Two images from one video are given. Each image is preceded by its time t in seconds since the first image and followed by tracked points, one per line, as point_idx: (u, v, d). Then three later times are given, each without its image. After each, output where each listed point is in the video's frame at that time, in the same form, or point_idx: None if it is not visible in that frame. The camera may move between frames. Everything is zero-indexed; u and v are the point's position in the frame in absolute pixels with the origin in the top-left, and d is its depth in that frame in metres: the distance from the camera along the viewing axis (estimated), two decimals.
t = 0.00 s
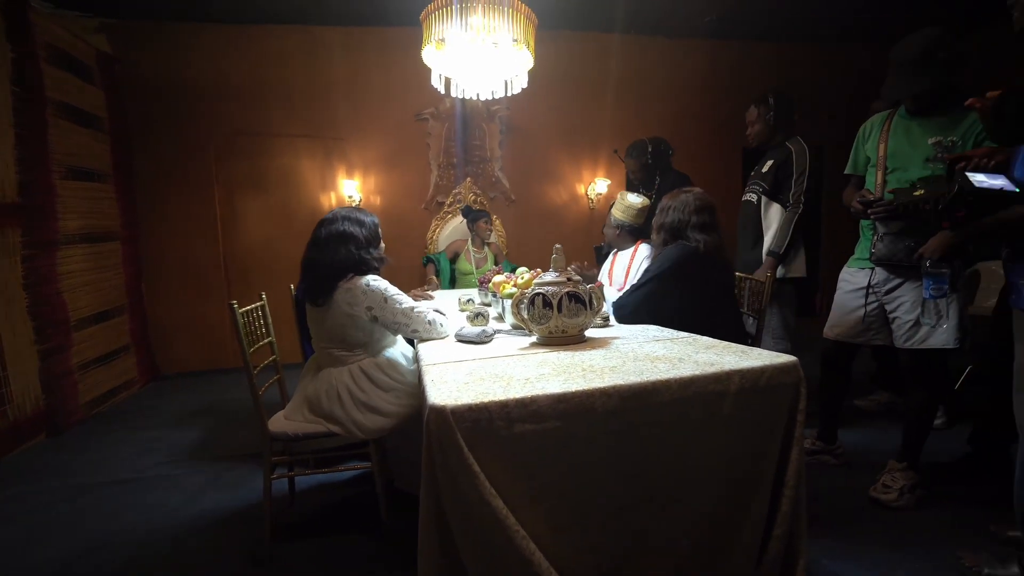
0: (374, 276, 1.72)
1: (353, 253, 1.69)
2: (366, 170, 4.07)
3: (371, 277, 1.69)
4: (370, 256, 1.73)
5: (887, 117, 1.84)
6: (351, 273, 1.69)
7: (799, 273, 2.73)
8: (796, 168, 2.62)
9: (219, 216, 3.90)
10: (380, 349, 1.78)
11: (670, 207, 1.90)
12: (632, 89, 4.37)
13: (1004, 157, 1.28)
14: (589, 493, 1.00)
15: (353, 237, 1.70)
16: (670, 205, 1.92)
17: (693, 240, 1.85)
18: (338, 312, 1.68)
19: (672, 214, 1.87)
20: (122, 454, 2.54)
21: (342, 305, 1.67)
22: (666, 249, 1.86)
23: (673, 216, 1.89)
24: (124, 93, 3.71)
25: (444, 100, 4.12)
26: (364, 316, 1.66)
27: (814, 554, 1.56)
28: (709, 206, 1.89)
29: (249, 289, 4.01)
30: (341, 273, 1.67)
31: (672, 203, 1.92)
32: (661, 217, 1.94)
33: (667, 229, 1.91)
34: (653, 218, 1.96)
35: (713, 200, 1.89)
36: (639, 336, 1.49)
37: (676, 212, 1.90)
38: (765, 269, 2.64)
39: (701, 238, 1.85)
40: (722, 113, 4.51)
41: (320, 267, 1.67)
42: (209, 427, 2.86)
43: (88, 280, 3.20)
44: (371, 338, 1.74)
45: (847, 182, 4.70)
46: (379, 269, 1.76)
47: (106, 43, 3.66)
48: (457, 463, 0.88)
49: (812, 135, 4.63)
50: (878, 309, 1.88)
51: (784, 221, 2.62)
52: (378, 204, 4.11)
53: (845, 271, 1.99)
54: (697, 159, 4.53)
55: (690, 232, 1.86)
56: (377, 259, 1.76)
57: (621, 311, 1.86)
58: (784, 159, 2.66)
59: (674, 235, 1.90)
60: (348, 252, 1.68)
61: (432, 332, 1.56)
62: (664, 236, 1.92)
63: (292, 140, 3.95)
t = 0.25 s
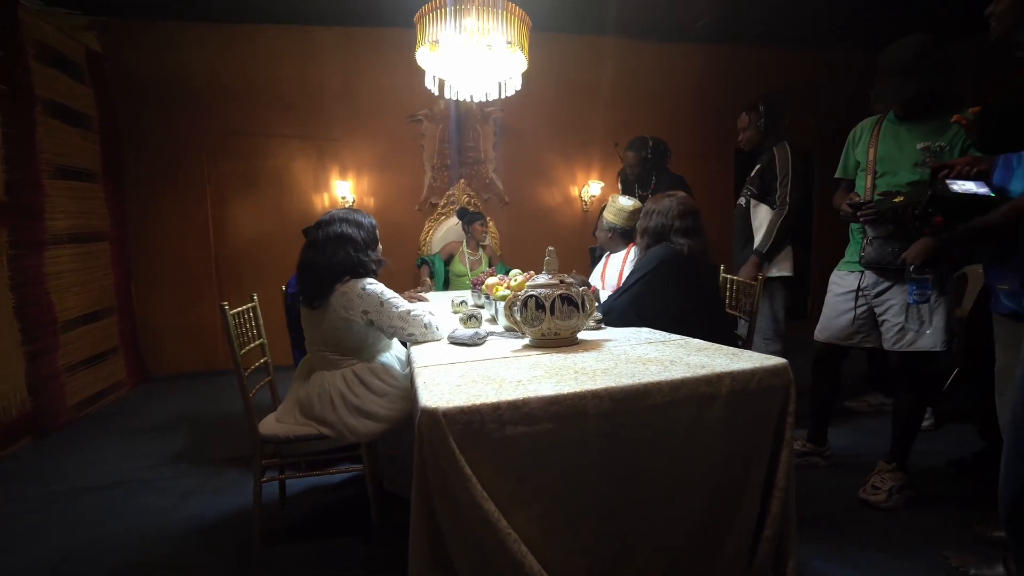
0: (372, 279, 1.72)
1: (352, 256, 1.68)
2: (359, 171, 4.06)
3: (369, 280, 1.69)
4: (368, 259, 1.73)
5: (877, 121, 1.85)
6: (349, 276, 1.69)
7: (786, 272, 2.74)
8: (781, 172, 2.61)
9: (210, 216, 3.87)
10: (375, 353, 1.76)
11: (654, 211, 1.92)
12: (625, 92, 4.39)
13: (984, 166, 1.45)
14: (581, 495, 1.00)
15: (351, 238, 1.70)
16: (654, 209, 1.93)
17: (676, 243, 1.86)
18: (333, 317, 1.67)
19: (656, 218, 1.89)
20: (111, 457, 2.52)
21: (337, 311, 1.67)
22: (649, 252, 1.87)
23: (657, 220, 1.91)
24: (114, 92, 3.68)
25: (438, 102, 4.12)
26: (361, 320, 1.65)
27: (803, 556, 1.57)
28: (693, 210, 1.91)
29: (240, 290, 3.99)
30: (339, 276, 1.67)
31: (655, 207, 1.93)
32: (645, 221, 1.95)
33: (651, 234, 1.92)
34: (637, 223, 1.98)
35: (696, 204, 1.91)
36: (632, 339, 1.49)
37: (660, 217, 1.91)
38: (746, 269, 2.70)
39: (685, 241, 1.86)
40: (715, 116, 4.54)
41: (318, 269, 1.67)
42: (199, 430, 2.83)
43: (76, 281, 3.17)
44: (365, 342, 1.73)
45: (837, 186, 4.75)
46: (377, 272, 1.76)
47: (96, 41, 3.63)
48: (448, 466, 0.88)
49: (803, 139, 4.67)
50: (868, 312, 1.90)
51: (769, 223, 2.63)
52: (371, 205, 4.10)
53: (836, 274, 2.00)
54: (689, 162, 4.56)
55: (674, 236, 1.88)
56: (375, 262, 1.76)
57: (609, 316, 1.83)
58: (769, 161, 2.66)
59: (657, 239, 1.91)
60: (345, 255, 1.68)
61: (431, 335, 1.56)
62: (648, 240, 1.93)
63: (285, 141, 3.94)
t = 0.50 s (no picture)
0: (367, 280, 1.72)
1: (346, 259, 1.68)
2: (352, 172, 4.05)
3: (364, 280, 1.69)
4: (363, 259, 1.73)
5: (866, 125, 1.88)
6: (343, 278, 1.68)
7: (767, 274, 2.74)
8: (761, 178, 2.66)
9: (200, 216, 3.84)
10: (370, 355, 1.76)
11: (645, 214, 1.91)
12: (618, 94, 4.41)
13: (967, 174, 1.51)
14: (573, 495, 1.00)
15: (344, 241, 1.69)
16: (644, 211, 1.92)
17: (669, 245, 1.87)
18: (328, 315, 1.66)
19: (648, 220, 1.88)
20: (98, 460, 2.48)
21: (332, 309, 1.65)
22: (641, 254, 1.87)
23: (649, 223, 1.90)
24: (103, 91, 3.64)
25: (431, 103, 4.11)
26: (354, 319, 1.64)
27: (793, 555, 1.58)
28: (683, 211, 1.92)
29: (231, 291, 3.96)
30: (334, 278, 1.67)
31: (645, 210, 1.92)
32: (636, 224, 1.93)
33: (642, 237, 1.91)
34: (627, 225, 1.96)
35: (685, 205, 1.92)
36: (624, 340, 1.50)
37: (651, 219, 1.90)
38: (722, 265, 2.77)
39: (678, 243, 1.87)
40: (707, 119, 4.57)
41: (312, 273, 1.66)
42: (188, 432, 2.80)
43: (64, 281, 3.13)
44: (360, 342, 1.72)
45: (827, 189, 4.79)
46: (372, 271, 1.76)
47: (85, 39, 3.59)
48: (440, 467, 0.87)
49: (794, 142, 4.71)
50: (857, 314, 1.91)
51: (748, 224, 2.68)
52: (364, 205, 4.09)
53: (825, 276, 2.02)
54: (682, 164, 4.58)
55: (667, 238, 1.88)
56: (371, 263, 1.76)
57: (603, 316, 1.83)
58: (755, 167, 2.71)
59: (649, 242, 1.91)
60: (339, 258, 1.67)
61: (424, 336, 1.56)
62: (640, 243, 1.92)
63: (277, 141, 3.92)
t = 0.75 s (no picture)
0: (362, 276, 1.71)
1: (342, 259, 1.68)
2: (346, 171, 4.03)
3: (357, 277, 1.68)
4: (357, 257, 1.72)
5: (857, 126, 1.89)
6: (339, 276, 1.68)
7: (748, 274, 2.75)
8: (742, 178, 2.66)
9: (192, 215, 3.82)
10: (365, 351, 1.75)
11: (652, 214, 1.89)
12: (613, 94, 4.42)
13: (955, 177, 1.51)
14: (566, 495, 1.00)
15: (338, 241, 1.68)
16: (649, 212, 1.90)
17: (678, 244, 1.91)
18: (323, 310, 1.65)
19: (658, 221, 1.88)
20: (88, 460, 2.46)
21: (327, 304, 1.64)
22: (647, 253, 1.85)
23: (657, 223, 1.90)
24: (93, 87, 3.60)
25: (426, 102, 4.10)
26: (348, 313, 1.64)
27: (786, 554, 1.59)
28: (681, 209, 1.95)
29: (223, 290, 3.93)
30: (330, 276, 1.66)
31: (649, 210, 1.90)
32: (640, 227, 1.92)
33: (653, 237, 1.91)
34: (627, 225, 1.94)
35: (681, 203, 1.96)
36: (618, 339, 1.50)
37: (658, 219, 1.90)
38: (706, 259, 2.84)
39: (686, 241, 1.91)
40: (700, 119, 4.59)
41: (308, 274, 1.66)
42: (180, 432, 2.78)
43: (52, 280, 3.09)
44: (355, 338, 1.70)
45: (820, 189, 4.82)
46: (367, 268, 1.76)
47: (75, 35, 3.55)
48: (433, 467, 0.87)
49: (787, 143, 4.74)
50: (847, 313, 1.93)
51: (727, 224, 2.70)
52: (358, 204, 4.07)
53: (817, 276, 2.04)
54: (676, 164, 4.59)
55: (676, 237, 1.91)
56: (366, 261, 1.76)
57: (598, 315, 1.84)
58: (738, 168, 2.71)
59: (656, 241, 1.91)
60: (335, 258, 1.67)
61: (416, 335, 1.55)
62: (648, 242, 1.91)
63: (270, 139, 3.90)
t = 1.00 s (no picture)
0: (355, 276, 1.71)
1: (337, 259, 1.68)
2: (340, 172, 4.02)
3: (351, 276, 1.67)
4: (352, 258, 1.72)
5: (847, 129, 1.90)
6: (333, 275, 1.67)
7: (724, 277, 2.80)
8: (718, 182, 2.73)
9: (185, 216, 3.79)
10: (360, 351, 1.74)
11: (659, 214, 1.91)
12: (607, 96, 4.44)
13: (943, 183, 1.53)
14: (560, 496, 1.01)
15: (331, 242, 1.68)
16: (656, 211, 1.91)
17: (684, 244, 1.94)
18: (318, 309, 1.65)
19: (665, 220, 1.89)
20: (78, 464, 2.44)
21: (322, 303, 1.64)
22: (652, 252, 1.86)
23: (663, 222, 1.91)
24: (84, 87, 3.58)
25: (420, 103, 4.10)
26: (343, 312, 1.63)
27: (779, 554, 1.59)
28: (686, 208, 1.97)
29: (216, 292, 3.90)
30: (325, 276, 1.66)
31: (656, 209, 1.91)
32: (650, 226, 1.93)
33: (660, 236, 1.92)
34: (631, 222, 1.95)
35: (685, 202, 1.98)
36: (612, 340, 1.50)
37: (665, 218, 1.92)
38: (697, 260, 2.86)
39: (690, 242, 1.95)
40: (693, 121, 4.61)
41: (302, 275, 1.65)
42: (171, 435, 2.76)
43: (41, 282, 3.06)
44: (350, 338, 1.70)
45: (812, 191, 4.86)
46: (362, 267, 1.75)
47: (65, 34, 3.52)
48: (427, 468, 0.87)
49: (779, 145, 4.77)
50: (839, 314, 1.95)
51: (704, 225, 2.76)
52: (352, 205, 4.06)
53: (809, 278, 2.05)
54: (669, 166, 4.61)
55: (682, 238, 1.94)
56: (361, 261, 1.75)
57: (598, 314, 1.84)
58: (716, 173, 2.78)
59: (662, 241, 1.93)
60: (329, 259, 1.66)
61: (410, 335, 1.54)
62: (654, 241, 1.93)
63: (263, 140, 3.88)
